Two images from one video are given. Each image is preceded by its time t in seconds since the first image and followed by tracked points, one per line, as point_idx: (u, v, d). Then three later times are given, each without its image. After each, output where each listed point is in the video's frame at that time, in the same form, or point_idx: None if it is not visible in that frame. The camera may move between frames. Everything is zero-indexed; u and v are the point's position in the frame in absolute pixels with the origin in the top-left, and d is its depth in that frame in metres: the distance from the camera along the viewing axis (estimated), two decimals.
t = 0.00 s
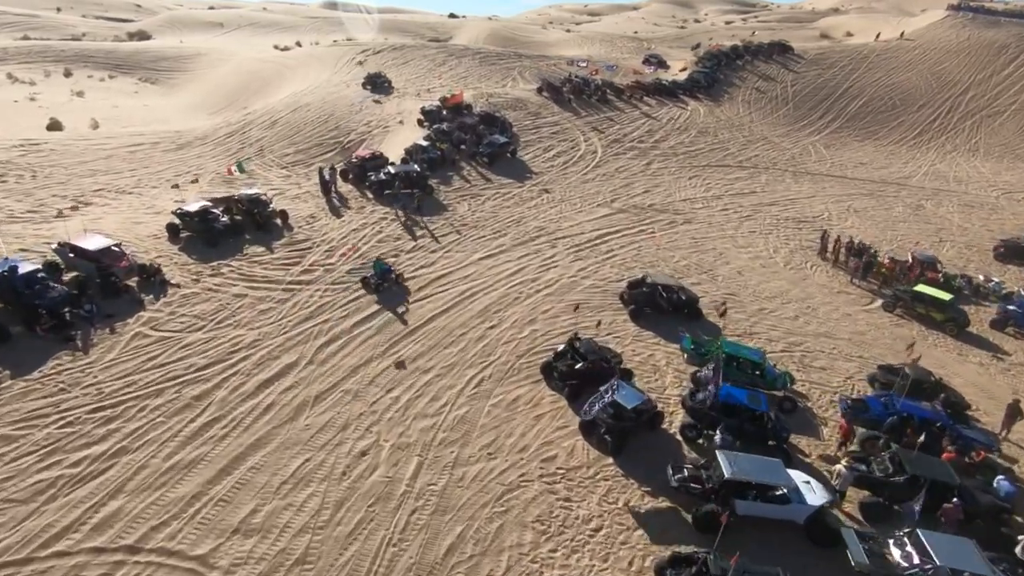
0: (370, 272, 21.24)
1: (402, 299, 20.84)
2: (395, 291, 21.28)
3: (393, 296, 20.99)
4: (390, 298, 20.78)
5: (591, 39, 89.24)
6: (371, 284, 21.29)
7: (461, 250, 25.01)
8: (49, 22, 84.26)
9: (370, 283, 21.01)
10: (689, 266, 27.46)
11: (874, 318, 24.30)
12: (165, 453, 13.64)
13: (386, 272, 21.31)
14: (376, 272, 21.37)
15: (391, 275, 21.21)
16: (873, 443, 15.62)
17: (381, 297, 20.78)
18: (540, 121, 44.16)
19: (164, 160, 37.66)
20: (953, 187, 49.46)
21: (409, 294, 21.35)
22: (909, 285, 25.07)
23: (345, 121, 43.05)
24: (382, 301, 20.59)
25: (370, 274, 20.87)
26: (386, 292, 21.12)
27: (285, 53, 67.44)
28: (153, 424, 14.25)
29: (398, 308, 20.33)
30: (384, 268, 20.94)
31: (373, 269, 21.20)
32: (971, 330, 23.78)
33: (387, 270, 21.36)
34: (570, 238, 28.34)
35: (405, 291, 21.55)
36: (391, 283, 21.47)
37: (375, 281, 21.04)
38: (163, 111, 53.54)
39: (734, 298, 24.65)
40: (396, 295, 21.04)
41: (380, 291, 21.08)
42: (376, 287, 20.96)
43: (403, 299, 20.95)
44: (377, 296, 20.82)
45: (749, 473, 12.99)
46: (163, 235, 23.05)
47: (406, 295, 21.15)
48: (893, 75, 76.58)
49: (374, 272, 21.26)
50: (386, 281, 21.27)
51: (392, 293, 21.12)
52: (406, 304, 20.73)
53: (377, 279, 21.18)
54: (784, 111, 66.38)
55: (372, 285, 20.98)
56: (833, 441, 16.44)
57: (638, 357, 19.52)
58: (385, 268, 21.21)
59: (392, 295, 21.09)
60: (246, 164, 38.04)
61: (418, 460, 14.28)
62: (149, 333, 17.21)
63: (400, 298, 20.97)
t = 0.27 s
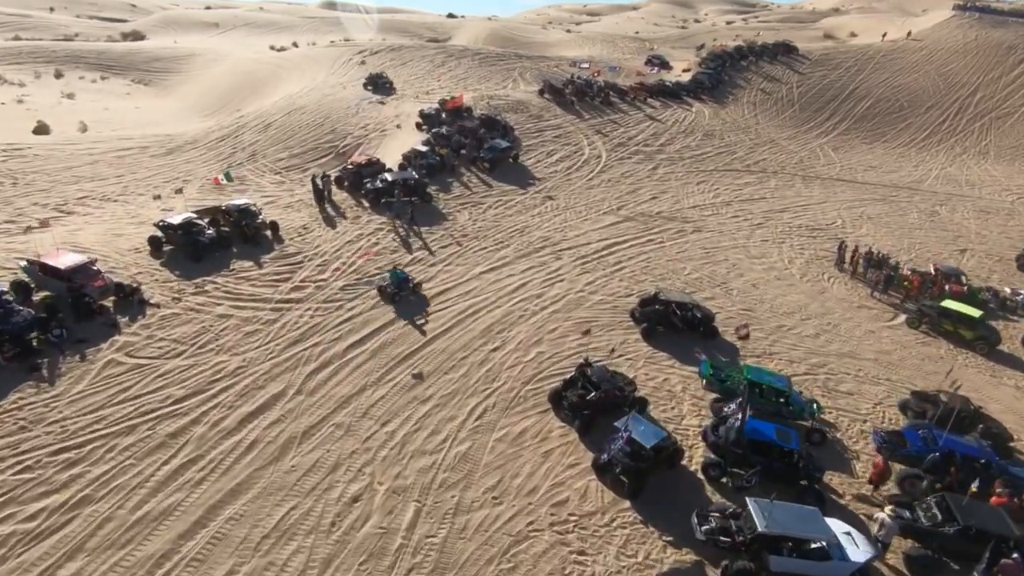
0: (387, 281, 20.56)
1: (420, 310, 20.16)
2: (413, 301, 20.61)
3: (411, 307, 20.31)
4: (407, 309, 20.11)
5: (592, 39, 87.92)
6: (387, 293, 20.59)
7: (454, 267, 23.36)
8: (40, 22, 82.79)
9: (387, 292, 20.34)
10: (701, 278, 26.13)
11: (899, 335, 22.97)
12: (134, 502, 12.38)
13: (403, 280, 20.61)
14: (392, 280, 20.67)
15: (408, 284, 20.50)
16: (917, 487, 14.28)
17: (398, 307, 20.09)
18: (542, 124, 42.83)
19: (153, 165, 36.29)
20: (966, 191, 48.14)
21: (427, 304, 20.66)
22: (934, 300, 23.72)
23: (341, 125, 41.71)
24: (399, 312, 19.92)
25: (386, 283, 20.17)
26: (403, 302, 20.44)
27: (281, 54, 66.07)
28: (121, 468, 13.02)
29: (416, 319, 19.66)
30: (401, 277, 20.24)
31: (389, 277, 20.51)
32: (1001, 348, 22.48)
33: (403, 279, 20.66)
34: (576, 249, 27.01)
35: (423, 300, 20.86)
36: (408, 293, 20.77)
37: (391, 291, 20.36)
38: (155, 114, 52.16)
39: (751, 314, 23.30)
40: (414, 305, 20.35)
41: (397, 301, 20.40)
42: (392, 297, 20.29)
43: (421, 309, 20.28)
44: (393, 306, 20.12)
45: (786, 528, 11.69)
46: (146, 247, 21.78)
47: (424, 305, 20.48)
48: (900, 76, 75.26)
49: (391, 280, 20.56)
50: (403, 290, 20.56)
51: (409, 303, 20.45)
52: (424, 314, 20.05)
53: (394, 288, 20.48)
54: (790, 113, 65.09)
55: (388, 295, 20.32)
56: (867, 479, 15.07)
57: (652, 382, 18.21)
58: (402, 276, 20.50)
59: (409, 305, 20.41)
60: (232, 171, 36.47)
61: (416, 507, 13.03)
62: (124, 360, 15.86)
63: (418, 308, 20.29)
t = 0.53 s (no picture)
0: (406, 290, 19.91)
1: (441, 320, 19.46)
2: (433, 311, 19.91)
3: (431, 316, 19.61)
4: (428, 318, 19.42)
5: (593, 39, 86.51)
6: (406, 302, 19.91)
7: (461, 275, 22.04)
8: (31, 21, 81.32)
9: (407, 302, 19.68)
10: (715, 291, 24.76)
11: (927, 353, 21.60)
12: (94, 564, 11.32)
13: (422, 289, 19.97)
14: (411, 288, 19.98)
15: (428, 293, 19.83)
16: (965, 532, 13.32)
17: (418, 317, 19.41)
18: (544, 127, 41.47)
19: (141, 170, 34.93)
20: (980, 196, 46.84)
21: (448, 313, 19.94)
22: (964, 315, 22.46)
23: (337, 127, 40.35)
24: (420, 322, 19.24)
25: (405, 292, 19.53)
26: (423, 311, 19.75)
27: (277, 54, 64.67)
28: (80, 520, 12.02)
29: (438, 330, 18.97)
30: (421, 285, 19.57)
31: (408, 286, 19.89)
32: None
33: (423, 287, 19.99)
34: (583, 260, 25.60)
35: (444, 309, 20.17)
36: (429, 301, 20.10)
37: (411, 300, 19.70)
38: (146, 116, 50.70)
39: (770, 331, 21.92)
40: (435, 315, 19.65)
41: (417, 310, 19.72)
42: (412, 306, 19.61)
43: (442, 318, 19.59)
44: (413, 316, 19.45)
45: None
46: (124, 260, 20.39)
47: (445, 314, 19.80)
48: (907, 76, 73.95)
49: (410, 289, 19.94)
50: (423, 299, 19.90)
51: (429, 312, 19.75)
52: (446, 325, 19.36)
53: (413, 297, 19.83)
54: (796, 115, 63.76)
55: (408, 304, 19.65)
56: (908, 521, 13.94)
57: (668, 409, 16.92)
58: (422, 285, 19.85)
59: (430, 314, 19.72)
60: (222, 176, 35.06)
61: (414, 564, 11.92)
62: (93, 391, 14.60)
63: (439, 317, 19.60)
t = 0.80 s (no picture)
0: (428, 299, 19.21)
1: (464, 330, 18.77)
2: (455, 321, 19.21)
3: (454, 327, 18.91)
4: (451, 329, 18.73)
5: (595, 39, 85.09)
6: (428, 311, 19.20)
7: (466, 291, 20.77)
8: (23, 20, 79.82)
9: (429, 311, 18.98)
10: (730, 305, 23.41)
11: (960, 374, 20.25)
12: None
13: (445, 298, 19.26)
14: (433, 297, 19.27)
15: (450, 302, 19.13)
16: None
17: (442, 328, 18.71)
18: (547, 129, 40.11)
19: (128, 174, 33.56)
20: (995, 200, 45.56)
21: (470, 323, 19.27)
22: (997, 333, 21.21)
23: (333, 129, 38.98)
24: (442, 332, 18.54)
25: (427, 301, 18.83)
26: (445, 321, 19.05)
27: (273, 54, 63.27)
28: None
29: (461, 341, 18.28)
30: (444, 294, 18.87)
31: (431, 295, 19.19)
32: None
33: (445, 296, 19.28)
34: (591, 272, 24.25)
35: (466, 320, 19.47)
36: (451, 311, 19.39)
37: (433, 309, 18.99)
38: (136, 117, 49.29)
39: (790, 350, 20.57)
40: (457, 326, 18.96)
41: (439, 320, 19.02)
42: (435, 316, 18.92)
43: (465, 329, 18.89)
44: (436, 326, 18.75)
45: None
46: (100, 276, 19.05)
47: (468, 325, 19.10)
48: (915, 76, 72.63)
49: (432, 298, 19.23)
50: (445, 309, 19.19)
51: (452, 322, 19.07)
52: (470, 335, 18.67)
53: (435, 306, 19.13)
54: (803, 117, 62.48)
55: (430, 314, 18.96)
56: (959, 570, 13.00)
57: (687, 441, 15.63)
58: (445, 294, 19.16)
59: (452, 325, 19.02)
60: (212, 181, 33.68)
61: None
62: (56, 428, 13.51)
63: (462, 328, 18.91)
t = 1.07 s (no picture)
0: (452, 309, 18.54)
1: (491, 342, 18.16)
2: (480, 331, 18.56)
3: (479, 338, 18.28)
4: (477, 340, 18.10)
5: (596, 39, 83.71)
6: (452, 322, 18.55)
7: (478, 305, 19.69)
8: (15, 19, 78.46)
9: (453, 322, 18.32)
10: (747, 321, 22.04)
11: (997, 398, 18.88)
12: None
13: (469, 308, 18.58)
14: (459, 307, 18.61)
15: (476, 312, 18.46)
16: None
17: (467, 339, 18.09)
18: (551, 131, 38.74)
19: (114, 180, 32.24)
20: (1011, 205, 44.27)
21: (496, 335, 18.67)
22: None
23: (329, 132, 37.63)
24: (468, 344, 17.90)
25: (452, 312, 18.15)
26: (470, 332, 18.41)
27: (269, 54, 61.87)
28: None
29: (488, 353, 17.66)
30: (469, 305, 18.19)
31: (455, 305, 18.51)
32: None
33: (471, 306, 18.60)
34: (600, 286, 22.89)
35: (491, 331, 18.82)
36: (476, 321, 18.74)
37: (457, 320, 18.33)
38: (127, 119, 47.88)
39: (815, 373, 19.20)
40: (483, 337, 18.33)
41: (464, 331, 18.38)
42: (460, 327, 18.27)
43: (491, 341, 18.26)
44: (461, 337, 18.12)
45: None
46: (74, 292, 17.73)
47: (494, 336, 18.47)
48: (923, 77, 71.30)
49: (457, 308, 18.54)
50: (470, 319, 18.52)
51: (477, 333, 18.44)
52: (496, 347, 18.07)
53: (460, 316, 18.47)
54: (810, 119, 61.17)
55: (455, 325, 18.31)
56: None
57: (709, 479, 14.34)
58: (470, 304, 18.47)
59: (477, 336, 18.38)
60: (203, 186, 32.35)
61: None
62: (10, 473, 12.44)
63: (487, 339, 18.28)
